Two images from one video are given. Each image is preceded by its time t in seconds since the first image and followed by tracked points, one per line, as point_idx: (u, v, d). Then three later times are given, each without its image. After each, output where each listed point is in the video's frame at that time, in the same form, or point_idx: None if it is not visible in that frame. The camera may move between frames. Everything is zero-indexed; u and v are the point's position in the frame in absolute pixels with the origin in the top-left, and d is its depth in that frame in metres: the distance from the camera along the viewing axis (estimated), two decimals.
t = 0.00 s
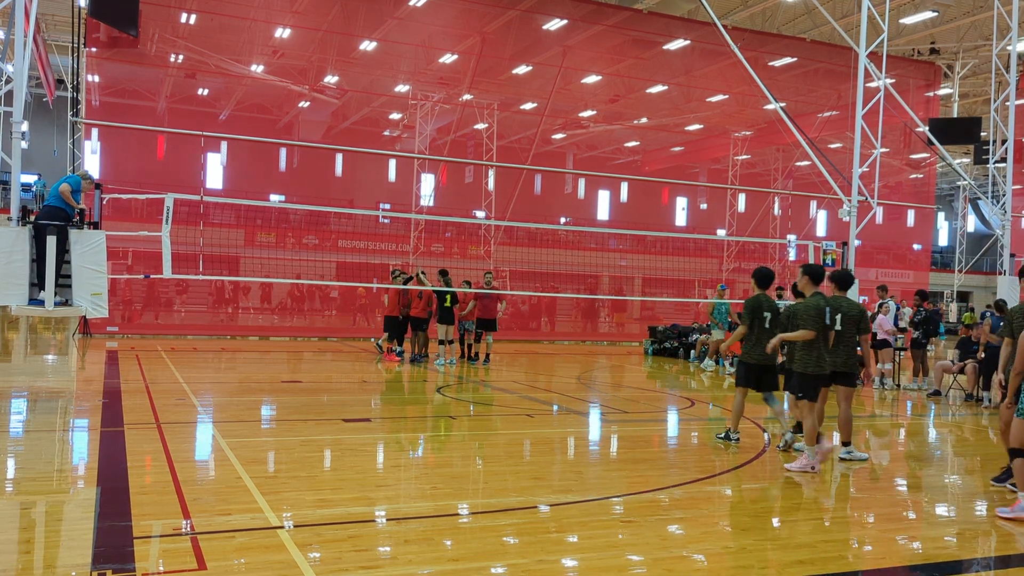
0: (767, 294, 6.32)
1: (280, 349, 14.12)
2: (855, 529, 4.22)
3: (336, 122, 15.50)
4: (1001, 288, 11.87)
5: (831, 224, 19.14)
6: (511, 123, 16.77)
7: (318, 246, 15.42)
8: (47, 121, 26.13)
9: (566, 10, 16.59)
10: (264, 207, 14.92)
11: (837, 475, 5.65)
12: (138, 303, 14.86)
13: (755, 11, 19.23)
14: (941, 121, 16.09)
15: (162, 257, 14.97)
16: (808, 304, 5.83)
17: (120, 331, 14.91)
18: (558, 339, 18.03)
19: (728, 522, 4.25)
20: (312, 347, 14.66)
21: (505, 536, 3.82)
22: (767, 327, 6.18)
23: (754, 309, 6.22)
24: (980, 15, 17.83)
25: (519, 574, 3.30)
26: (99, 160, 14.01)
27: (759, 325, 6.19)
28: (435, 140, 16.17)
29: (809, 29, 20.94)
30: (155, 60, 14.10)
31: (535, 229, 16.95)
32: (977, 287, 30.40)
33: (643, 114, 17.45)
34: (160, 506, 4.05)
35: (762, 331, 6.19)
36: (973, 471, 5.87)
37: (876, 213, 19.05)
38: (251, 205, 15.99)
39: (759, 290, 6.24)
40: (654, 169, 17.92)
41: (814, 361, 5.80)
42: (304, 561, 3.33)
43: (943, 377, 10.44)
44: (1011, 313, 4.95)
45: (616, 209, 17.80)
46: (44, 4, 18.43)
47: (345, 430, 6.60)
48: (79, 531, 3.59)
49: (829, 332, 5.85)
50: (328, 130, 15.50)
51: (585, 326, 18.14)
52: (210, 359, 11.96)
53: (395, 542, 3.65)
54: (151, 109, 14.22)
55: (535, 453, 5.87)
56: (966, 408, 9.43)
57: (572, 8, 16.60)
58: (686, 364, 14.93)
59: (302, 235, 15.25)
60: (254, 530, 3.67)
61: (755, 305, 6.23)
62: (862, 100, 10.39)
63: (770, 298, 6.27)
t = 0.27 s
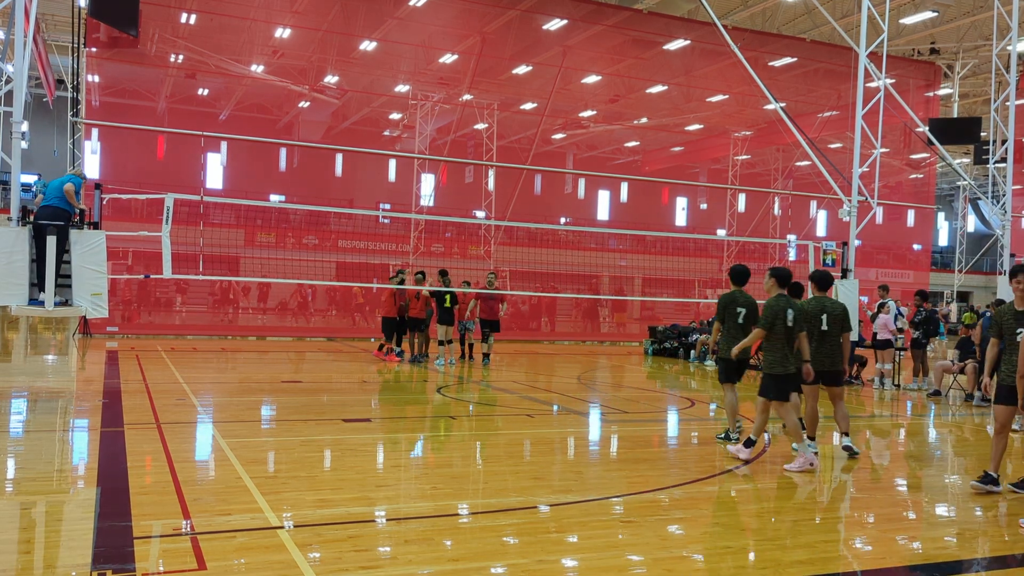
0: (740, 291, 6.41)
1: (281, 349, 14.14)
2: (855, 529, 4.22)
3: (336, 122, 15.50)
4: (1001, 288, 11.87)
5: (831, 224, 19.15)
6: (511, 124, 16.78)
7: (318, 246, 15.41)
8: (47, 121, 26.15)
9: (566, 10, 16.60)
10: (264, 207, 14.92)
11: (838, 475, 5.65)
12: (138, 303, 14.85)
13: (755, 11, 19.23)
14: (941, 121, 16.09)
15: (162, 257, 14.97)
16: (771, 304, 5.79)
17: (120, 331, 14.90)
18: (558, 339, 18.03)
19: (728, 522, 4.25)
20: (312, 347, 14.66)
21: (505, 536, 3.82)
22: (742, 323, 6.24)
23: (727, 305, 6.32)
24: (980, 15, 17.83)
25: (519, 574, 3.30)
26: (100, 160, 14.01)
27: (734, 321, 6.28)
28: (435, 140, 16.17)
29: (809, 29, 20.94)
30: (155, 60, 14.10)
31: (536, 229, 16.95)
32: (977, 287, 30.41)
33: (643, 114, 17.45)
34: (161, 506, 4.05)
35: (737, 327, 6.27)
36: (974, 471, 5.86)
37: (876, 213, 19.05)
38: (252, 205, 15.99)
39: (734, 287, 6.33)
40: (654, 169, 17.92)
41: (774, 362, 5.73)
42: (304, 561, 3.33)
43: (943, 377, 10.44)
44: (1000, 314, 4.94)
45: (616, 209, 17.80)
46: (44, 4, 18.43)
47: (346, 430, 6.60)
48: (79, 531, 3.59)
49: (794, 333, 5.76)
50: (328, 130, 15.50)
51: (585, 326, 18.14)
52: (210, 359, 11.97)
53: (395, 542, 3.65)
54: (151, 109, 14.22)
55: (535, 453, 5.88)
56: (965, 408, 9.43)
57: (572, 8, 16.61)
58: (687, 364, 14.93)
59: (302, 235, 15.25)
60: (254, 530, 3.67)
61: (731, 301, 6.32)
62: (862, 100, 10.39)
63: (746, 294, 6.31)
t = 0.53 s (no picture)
0: (721, 293, 6.43)
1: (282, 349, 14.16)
2: (855, 529, 4.22)
3: (336, 122, 15.51)
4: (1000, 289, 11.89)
5: (831, 224, 19.16)
6: (511, 124, 16.77)
7: (318, 245, 15.41)
8: (47, 121, 26.17)
9: (566, 10, 16.60)
10: (264, 207, 14.92)
11: (838, 475, 5.65)
12: (138, 303, 14.83)
13: (755, 11, 19.23)
14: (940, 121, 16.10)
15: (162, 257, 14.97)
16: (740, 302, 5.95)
17: (120, 331, 14.90)
18: (558, 339, 18.04)
19: (728, 521, 4.25)
20: (312, 346, 14.67)
21: (505, 535, 3.82)
22: (721, 323, 6.24)
23: (707, 306, 6.35)
24: (980, 15, 17.83)
25: (519, 574, 3.30)
26: (100, 160, 14.01)
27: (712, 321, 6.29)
28: (435, 140, 16.17)
29: (809, 29, 20.94)
30: (155, 60, 14.10)
31: (535, 229, 16.94)
32: (977, 287, 30.43)
33: (643, 114, 17.45)
34: (160, 506, 4.05)
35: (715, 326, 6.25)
36: (971, 470, 5.88)
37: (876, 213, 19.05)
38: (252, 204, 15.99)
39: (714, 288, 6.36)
40: (654, 169, 17.93)
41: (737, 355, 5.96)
42: (304, 561, 3.33)
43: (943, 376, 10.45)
44: (986, 312, 4.92)
45: (616, 209, 17.80)
46: (44, 4, 18.44)
47: (345, 430, 6.60)
48: (79, 531, 3.59)
49: (760, 329, 6.01)
50: (328, 130, 15.49)
51: (585, 326, 18.14)
52: (210, 359, 11.97)
53: (396, 542, 3.65)
54: (151, 109, 14.21)
55: (535, 453, 5.88)
56: (965, 408, 9.43)
57: (572, 8, 16.61)
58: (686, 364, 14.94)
59: (302, 235, 15.25)
60: (254, 530, 3.67)
61: (709, 302, 6.35)
62: (862, 100, 10.39)
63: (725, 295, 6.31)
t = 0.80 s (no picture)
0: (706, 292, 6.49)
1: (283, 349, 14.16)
2: (855, 529, 4.22)
3: (336, 122, 15.50)
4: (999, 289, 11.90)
5: (831, 224, 19.16)
6: (511, 124, 16.77)
7: (318, 246, 15.41)
8: (47, 121, 26.18)
9: (566, 10, 16.60)
10: (264, 207, 14.92)
11: (838, 475, 5.65)
12: (138, 303, 14.83)
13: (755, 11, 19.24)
14: (940, 121, 16.10)
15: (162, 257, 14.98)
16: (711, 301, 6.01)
17: (120, 331, 14.90)
18: (558, 339, 18.04)
19: (727, 521, 4.26)
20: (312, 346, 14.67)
21: (505, 535, 3.82)
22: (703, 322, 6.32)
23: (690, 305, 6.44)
24: (979, 15, 17.84)
25: (519, 574, 3.30)
26: (100, 160, 14.01)
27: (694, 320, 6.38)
28: (435, 140, 16.17)
29: (809, 29, 20.94)
30: (155, 60, 14.10)
31: (536, 229, 16.94)
32: (977, 286, 30.45)
33: (643, 114, 17.45)
34: (161, 506, 4.05)
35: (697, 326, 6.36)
36: (970, 470, 5.87)
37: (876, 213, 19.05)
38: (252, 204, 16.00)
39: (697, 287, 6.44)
40: (654, 169, 17.92)
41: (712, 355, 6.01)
42: (304, 561, 3.33)
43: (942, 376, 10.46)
44: (978, 311, 4.93)
45: (616, 209, 17.80)
46: (44, 4, 18.44)
47: (345, 430, 6.60)
48: (79, 531, 3.59)
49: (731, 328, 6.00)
50: (329, 130, 15.49)
51: (585, 326, 18.14)
52: (210, 359, 11.97)
53: (396, 542, 3.65)
54: (151, 109, 14.21)
55: (535, 453, 5.88)
56: (965, 408, 9.43)
57: (572, 8, 16.62)
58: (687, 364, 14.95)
59: (302, 235, 15.26)
60: (254, 530, 3.67)
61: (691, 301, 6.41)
62: (862, 100, 10.38)
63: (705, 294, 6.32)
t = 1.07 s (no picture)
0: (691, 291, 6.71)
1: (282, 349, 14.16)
2: (855, 529, 4.22)
3: (336, 122, 15.50)
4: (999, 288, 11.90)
5: (831, 224, 19.16)
6: (511, 124, 16.76)
7: (318, 246, 15.42)
8: (47, 121, 26.19)
9: (566, 10, 16.61)
10: (264, 207, 14.92)
11: (837, 475, 5.66)
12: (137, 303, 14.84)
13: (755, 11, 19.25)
14: (940, 121, 16.10)
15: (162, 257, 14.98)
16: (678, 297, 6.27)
17: (120, 331, 14.91)
18: (558, 339, 18.04)
19: (727, 522, 4.25)
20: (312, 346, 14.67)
21: (505, 535, 3.82)
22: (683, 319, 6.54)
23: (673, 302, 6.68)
24: (979, 15, 17.84)
25: (519, 574, 3.30)
26: (100, 160, 14.02)
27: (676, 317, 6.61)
28: (435, 140, 16.16)
29: (809, 29, 20.94)
30: (155, 60, 14.10)
31: (536, 229, 16.94)
32: (978, 286, 30.45)
33: (643, 114, 17.44)
34: (160, 506, 4.05)
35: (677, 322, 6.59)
36: (970, 471, 5.87)
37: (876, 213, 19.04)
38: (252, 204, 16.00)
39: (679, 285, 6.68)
40: (654, 169, 17.91)
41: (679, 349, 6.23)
42: (304, 561, 3.33)
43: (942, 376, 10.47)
44: (977, 310, 4.93)
45: (616, 209, 17.79)
46: (44, 4, 18.45)
47: (345, 430, 6.60)
48: (79, 531, 3.59)
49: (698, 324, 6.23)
50: (328, 130, 15.48)
51: (585, 326, 18.14)
52: (210, 359, 11.97)
53: (395, 542, 3.65)
54: (151, 109, 14.21)
55: (535, 453, 5.88)
56: (966, 408, 9.43)
57: (572, 8, 16.62)
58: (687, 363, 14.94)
59: (302, 235, 15.26)
60: (254, 530, 3.67)
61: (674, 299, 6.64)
62: (862, 100, 10.38)
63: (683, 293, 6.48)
